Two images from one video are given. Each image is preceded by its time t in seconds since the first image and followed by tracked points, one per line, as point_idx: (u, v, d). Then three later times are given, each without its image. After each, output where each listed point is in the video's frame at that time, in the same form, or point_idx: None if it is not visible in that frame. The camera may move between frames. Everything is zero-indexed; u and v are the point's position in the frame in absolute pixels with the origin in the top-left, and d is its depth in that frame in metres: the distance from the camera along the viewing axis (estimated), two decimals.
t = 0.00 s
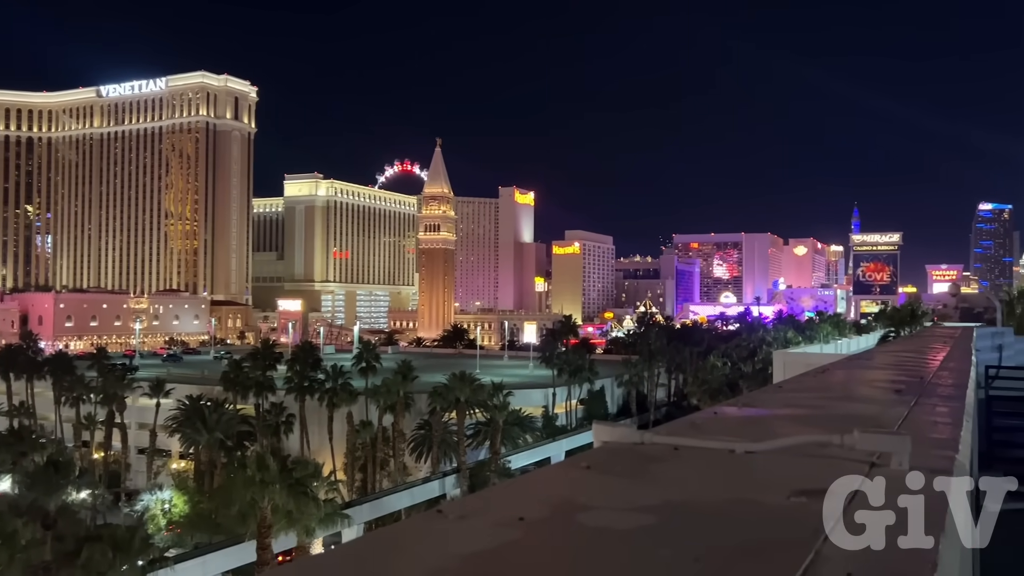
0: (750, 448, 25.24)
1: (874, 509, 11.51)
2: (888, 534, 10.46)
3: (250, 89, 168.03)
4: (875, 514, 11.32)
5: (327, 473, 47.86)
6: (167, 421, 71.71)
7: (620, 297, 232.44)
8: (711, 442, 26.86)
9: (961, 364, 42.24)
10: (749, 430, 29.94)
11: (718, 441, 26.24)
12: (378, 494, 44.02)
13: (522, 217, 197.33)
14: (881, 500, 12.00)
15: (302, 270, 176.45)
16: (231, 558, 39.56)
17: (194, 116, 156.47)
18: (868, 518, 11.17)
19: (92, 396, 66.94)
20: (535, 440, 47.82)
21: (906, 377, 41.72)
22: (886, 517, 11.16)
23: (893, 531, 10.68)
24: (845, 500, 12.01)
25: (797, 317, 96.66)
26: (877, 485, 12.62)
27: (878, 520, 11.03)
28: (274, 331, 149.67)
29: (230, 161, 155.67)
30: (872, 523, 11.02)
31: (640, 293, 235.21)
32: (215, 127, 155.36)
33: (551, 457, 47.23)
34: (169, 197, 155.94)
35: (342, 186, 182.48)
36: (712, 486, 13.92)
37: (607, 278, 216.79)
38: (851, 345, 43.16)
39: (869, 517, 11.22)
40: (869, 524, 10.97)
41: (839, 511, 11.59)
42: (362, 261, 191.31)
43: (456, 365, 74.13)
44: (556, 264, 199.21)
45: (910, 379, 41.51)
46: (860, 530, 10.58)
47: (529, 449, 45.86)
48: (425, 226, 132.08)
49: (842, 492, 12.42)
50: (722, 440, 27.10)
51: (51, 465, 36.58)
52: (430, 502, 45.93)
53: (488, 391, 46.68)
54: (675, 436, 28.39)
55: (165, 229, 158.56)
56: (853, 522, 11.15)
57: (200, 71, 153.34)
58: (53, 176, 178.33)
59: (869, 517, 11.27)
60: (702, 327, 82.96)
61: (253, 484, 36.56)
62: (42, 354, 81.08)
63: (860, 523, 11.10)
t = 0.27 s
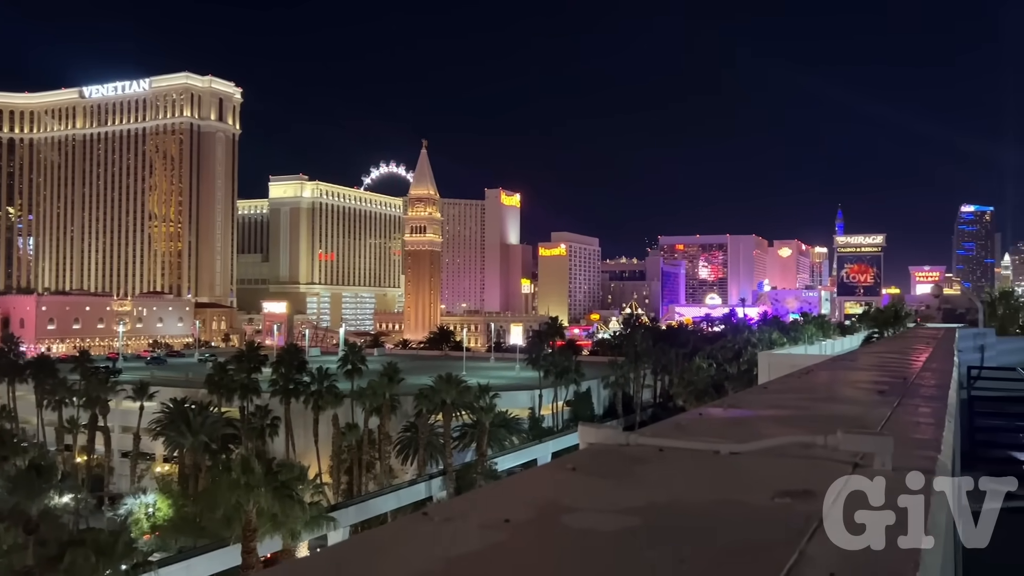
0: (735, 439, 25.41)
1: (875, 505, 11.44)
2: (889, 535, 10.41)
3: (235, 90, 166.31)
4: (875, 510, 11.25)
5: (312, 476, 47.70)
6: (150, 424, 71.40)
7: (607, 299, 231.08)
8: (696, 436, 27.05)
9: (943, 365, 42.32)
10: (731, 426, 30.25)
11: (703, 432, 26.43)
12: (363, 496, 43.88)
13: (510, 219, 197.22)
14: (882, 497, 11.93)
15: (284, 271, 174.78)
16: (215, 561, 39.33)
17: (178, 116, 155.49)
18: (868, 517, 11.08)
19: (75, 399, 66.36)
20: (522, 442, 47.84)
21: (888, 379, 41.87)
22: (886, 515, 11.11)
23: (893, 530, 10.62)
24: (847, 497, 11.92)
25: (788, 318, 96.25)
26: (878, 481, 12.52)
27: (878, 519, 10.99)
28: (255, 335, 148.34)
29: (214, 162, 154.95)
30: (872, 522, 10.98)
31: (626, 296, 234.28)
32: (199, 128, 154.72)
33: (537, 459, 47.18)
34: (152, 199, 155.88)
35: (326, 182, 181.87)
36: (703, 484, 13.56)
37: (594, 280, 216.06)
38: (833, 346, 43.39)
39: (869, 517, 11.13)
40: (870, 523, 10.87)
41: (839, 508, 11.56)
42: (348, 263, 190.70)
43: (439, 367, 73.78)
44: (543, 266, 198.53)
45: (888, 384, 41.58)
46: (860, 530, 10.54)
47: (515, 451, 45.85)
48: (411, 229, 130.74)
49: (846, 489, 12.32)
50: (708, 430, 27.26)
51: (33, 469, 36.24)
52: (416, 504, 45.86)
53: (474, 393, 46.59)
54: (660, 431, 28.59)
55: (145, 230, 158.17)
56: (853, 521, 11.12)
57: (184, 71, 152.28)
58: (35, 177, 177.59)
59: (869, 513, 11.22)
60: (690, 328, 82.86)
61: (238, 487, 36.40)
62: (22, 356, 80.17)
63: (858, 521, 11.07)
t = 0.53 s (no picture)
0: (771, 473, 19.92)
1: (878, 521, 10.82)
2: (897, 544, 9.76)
3: (163, 56, 154.62)
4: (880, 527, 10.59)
5: (257, 516, 39.99)
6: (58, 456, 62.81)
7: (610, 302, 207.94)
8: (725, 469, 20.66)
9: (1008, 380, 35.65)
10: (766, 460, 23.15)
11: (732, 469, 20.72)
12: (318, 540, 36.25)
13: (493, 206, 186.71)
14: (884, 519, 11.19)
15: (225, 271, 163.31)
16: None
17: (96, 85, 144.08)
18: (880, 534, 10.32)
19: None
20: (508, 473, 40.36)
21: (946, 393, 35.03)
22: (890, 530, 10.47)
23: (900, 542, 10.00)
24: (849, 518, 11.27)
25: (808, 327, 88.15)
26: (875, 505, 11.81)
27: (882, 532, 10.33)
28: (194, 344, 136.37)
29: (136, 136, 142.62)
30: (878, 534, 10.31)
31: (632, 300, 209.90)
32: (118, 98, 142.87)
33: (527, 495, 39.86)
34: (68, 185, 146.68)
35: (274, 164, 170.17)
36: (714, 525, 10.87)
37: (591, 280, 196.19)
38: (879, 359, 36.95)
39: (881, 533, 10.36)
40: (876, 537, 10.17)
41: (843, 524, 10.88)
42: (301, 261, 180.81)
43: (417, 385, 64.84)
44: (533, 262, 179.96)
45: (949, 399, 34.33)
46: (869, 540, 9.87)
47: (500, 486, 38.42)
48: (377, 219, 123.12)
49: (848, 511, 11.62)
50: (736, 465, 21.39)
51: None
52: (383, 549, 38.28)
53: (451, 416, 39.27)
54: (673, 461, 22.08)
55: (60, 223, 148.32)
56: (859, 536, 10.40)
57: (99, 33, 140.38)
58: None
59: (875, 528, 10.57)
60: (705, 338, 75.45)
61: (167, 532, 29.58)
62: None
63: (870, 538, 10.28)
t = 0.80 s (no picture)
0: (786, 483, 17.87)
1: (877, 518, 10.46)
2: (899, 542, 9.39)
3: (128, 43, 148.66)
4: (879, 525, 10.22)
5: (228, 533, 37.78)
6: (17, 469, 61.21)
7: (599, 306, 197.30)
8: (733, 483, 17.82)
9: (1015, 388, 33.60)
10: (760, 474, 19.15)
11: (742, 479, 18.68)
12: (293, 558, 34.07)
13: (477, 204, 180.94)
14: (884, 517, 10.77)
15: (193, 273, 157.86)
16: None
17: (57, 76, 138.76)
18: (880, 532, 9.95)
19: None
20: (493, 485, 38.33)
21: (951, 402, 32.65)
22: (888, 528, 10.12)
23: (903, 539, 9.64)
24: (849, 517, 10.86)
25: (811, 330, 84.55)
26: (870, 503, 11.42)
27: (881, 528, 10.01)
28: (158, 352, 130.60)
29: (99, 130, 138.09)
30: (876, 531, 9.97)
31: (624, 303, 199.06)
32: (80, 90, 137.54)
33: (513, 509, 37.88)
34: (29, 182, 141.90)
35: (243, 161, 164.88)
36: (703, 531, 9.89)
37: (582, 283, 187.96)
38: (882, 365, 35.38)
39: (881, 531, 10.01)
40: (875, 535, 9.82)
41: (840, 520, 10.55)
42: (272, 263, 176.08)
43: (393, 394, 62.13)
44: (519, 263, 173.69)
45: (952, 409, 31.62)
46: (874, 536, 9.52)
47: (485, 499, 36.40)
48: (355, 217, 121.47)
49: (840, 506, 11.34)
50: (744, 472, 19.18)
51: None
52: (361, 567, 36.12)
53: (433, 426, 37.23)
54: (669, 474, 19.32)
55: (18, 221, 146.22)
56: (859, 534, 10.02)
57: (59, 20, 134.48)
58: None
59: (872, 525, 10.24)
60: (703, 344, 72.96)
61: (134, 548, 27.70)
62: None
63: (873, 535, 9.88)
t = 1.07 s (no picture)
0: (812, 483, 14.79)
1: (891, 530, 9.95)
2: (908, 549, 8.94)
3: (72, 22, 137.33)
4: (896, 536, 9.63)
5: (183, 561, 34.17)
6: None
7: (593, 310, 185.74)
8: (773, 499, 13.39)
9: None
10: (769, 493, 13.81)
11: (757, 480, 15.45)
12: None
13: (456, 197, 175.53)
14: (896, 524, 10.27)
15: (144, 274, 147.83)
16: None
17: None
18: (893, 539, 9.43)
19: None
20: (477, 508, 34.84)
21: (981, 413, 28.60)
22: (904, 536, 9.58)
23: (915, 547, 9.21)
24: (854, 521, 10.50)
25: (821, 338, 79.46)
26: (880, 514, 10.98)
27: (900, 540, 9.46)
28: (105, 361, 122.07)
29: (38, 117, 127.76)
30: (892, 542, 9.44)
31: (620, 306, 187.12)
32: (17, 72, 126.11)
33: (498, 533, 34.61)
34: None
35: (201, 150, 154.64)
36: None
37: (575, 284, 179.02)
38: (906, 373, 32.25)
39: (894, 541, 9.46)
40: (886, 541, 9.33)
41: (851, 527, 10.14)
42: (233, 262, 163.54)
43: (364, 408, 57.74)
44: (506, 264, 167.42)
45: (979, 421, 27.57)
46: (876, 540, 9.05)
47: (467, 523, 33.10)
48: (324, 211, 117.66)
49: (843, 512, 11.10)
50: (774, 481, 14.94)
51: None
52: None
53: (410, 443, 33.82)
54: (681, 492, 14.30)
55: None
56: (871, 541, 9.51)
57: None
58: None
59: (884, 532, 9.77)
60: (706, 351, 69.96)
61: None
62: None
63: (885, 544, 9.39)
